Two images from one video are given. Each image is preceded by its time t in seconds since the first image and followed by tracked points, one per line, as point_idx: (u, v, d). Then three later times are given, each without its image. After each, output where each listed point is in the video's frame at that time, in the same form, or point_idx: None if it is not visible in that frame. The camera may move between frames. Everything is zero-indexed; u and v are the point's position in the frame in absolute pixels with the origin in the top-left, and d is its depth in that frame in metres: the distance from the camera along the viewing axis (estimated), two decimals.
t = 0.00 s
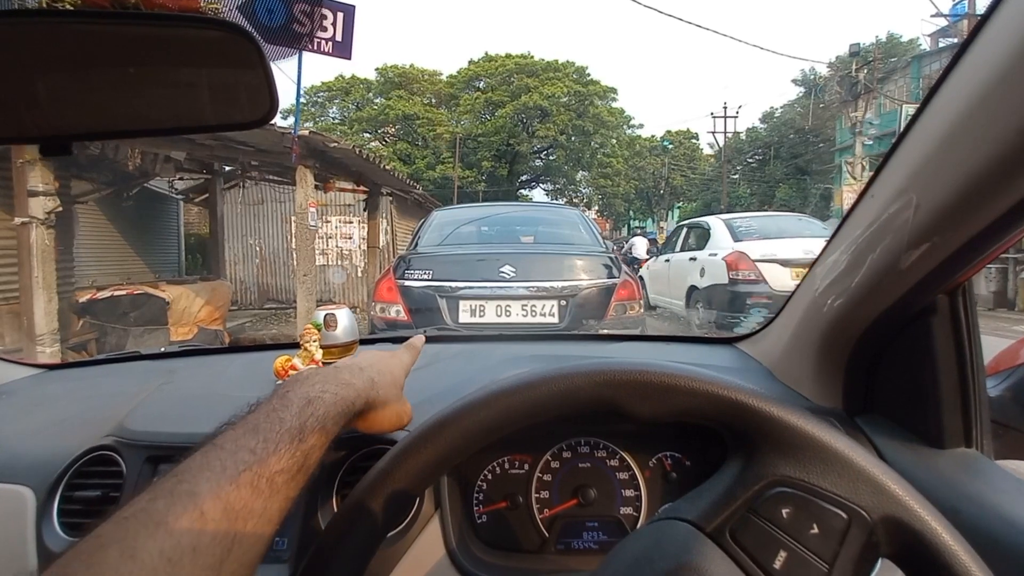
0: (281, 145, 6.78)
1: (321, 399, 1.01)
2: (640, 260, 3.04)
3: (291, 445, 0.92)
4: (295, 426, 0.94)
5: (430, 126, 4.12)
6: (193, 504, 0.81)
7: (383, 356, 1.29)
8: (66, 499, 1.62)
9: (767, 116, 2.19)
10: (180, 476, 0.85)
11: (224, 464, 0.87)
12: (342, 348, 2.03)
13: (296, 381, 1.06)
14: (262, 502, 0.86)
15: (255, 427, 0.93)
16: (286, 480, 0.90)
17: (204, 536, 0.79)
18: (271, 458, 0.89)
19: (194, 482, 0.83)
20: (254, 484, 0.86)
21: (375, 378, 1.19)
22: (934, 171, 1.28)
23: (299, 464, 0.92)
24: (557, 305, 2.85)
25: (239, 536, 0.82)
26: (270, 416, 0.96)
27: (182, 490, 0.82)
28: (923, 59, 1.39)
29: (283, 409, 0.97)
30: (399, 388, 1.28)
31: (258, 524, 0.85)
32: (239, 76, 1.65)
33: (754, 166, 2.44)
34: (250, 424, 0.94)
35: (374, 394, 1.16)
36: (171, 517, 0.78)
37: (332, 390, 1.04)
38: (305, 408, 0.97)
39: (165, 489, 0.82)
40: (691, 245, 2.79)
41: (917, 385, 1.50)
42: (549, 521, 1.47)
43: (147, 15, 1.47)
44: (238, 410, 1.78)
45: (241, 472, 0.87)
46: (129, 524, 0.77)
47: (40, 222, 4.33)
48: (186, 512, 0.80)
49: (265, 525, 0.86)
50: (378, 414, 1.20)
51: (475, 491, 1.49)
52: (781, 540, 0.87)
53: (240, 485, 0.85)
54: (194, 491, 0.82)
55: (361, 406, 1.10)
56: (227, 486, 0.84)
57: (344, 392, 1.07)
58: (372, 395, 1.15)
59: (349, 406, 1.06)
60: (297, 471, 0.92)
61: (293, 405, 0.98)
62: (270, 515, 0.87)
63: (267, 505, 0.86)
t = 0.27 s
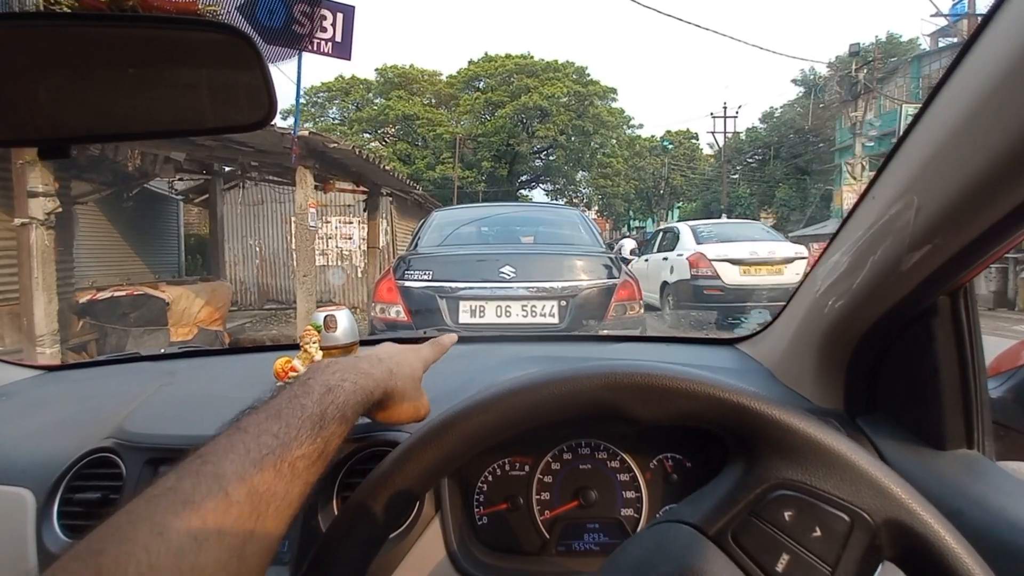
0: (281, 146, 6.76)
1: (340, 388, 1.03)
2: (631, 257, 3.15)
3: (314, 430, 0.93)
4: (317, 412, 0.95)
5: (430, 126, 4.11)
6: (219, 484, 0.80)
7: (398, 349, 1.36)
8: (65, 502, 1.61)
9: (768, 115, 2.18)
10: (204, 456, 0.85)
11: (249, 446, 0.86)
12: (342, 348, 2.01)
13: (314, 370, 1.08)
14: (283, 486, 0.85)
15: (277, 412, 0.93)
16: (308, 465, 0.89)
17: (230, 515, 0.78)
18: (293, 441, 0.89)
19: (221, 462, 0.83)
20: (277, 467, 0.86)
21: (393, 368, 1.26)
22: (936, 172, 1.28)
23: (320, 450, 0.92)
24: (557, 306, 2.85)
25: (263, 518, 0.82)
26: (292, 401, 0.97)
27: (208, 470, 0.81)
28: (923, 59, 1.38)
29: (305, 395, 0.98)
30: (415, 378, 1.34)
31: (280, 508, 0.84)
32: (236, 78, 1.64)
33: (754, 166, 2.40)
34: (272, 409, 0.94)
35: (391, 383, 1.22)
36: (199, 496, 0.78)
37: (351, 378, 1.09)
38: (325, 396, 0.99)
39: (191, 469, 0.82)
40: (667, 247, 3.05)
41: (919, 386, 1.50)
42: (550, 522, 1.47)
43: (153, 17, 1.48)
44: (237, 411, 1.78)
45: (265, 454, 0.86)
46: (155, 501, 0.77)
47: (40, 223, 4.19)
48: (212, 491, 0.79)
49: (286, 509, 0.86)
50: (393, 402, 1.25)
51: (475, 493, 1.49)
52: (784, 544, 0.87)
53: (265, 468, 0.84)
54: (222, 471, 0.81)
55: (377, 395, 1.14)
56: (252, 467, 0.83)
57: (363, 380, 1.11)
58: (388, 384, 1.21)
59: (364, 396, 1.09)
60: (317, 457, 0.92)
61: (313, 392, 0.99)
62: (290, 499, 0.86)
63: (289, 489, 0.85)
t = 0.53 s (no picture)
0: (280, 146, 6.75)
1: (395, 377, 1.12)
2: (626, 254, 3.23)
3: (367, 417, 1.01)
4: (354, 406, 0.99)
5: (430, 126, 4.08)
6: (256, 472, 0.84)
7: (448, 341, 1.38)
8: (71, 499, 1.62)
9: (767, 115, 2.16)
10: (270, 435, 0.94)
11: (308, 429, 0.95)
12: (344, 347, 2.01)
13: (372, 356, 1.17)
14: (337, 469, 0.94)
15: (336, 397, 1.02)
16: (361, 452, 0.98)
17: (289, 496, 0.88)
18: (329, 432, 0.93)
19: (285, 444, 0.92)
20: (334, 451, 0.94)
21: (444, 361, 1.29)
22: (935, 171, 1.29)
23: (372, 438, 1.01)
24: (557, 306, 2.86)
25: (317, 500, 0.91)
26: (350, 387, 1.06)
27: (273, 450, 0.91)
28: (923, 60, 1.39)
29: (361, 382, 1.07)
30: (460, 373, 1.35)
31: (322, 498, 0.92)
32: (243, 79, 1.64)
33: (754, 166, 2.39)
34: (332, 393, 1.03)
35: (440, 377, 1.26)
36: (265, 476, 0.88)
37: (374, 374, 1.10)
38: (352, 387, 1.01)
39: (260, 446, 0.92)
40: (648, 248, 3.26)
41: (918, 385, 1.51)
42: (551, 521, 1.48)
43: (171, 19, 1.48)
44: (241, 411, 1.78)
45: (324, 439, 0.95)
46: (228, 476, 0.87)
47: (39, 223, 4.37)
48: (276, 474, 0.89)
49: (324, 500, 0.92)
50: (439, 395, 1.28)
51: (477, 491, 1.50)
52: (782, 540, 0.87)
53: (323, 452, 0.93)
54: (284, 453, 0.90)
55: (428, 386, 1.21)
56: (312, 451, 0.92)
57: (416, 371, 1.18)
58: (438, 377, 1.25)
59: (416, 386, 1.16)
60: (369, 444, 1.01)
61: (370, 380, 1.08)
62: (342, 483, 0.95)
63: (341, 474, 0.94)
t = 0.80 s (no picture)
0: (279, 146, 6.73)
1: (370, 370, 1.03)
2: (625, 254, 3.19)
3: (343, 411, 0.93)
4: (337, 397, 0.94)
5: (429, 126, 4.15)
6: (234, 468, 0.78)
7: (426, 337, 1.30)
8: (67, 500, 1.62)
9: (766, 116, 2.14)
10: (241, 428, 0.84)
11: (283, 422, 0.86)
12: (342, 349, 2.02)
13: (344, 349, 1.09)
14: (315, 464, 0.85)
15: (310, 390, 0.93)
16: (337, 445, 0.89)
17: (265, 489, 0.79)
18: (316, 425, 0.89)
19: (258, 437, 0.82)
20: (310, 445, 0.86)
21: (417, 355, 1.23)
22: (931, 171, 1.29)
23: (347, 432, 0.93)
24: (555, 306, 2.86)
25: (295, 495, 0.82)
26: (324, 380, 0.97)
27: (246, 443, 0.81)
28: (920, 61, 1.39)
29: (334, 375, 0.99)
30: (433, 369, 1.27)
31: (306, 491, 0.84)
32: (238, 78, 1.64)
33: (752, 167, 2.46)
34: (305, 386, 0.94)
35: (413, 371, 1.18)
36: (238, 469, 0.78)
37: (359, 364, 1.05)
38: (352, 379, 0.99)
39: (231, 440, 0.82)
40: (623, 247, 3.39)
41: (913, 386, 1.51)
42: (548, 520, 1.48)
43: (165, 19, 1.48)
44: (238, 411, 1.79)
45: (300, 432, 0.86)
46: (198, 469, 0.77)
47: (38, 223, 4.16)
48: (249, 466, 0.79)
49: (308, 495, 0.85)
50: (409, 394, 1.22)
51: (474, 491, 1.50)
52: (775, 540, 0.88)
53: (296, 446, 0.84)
54: (259, 445, 0.81)
55: (402, 379, 1.14)
56: (288, 444, 0.83)
57: (389, 364, 1.10)
58: (412, 371, 1.18)
59: (391, 379, 1.09)
60: (344, 438, 0.92)
61: (343, 372, 1.00)
62: (319, 478, 0.86)
63: (320, 467, 0.85)
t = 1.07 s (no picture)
0: (279, 146, 6.73)
1: (332, 361, 1.03)
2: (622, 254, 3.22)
3: (306, 401, 0.92)
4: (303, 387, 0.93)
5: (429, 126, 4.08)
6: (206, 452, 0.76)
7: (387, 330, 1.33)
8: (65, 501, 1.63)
9: (766, 116, 2.16)
10: (198, 421, 0.81)
11: (243, 413, 0.84)
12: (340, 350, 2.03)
13: (306, 343, 1.08)
14: (278, 453, 0.83)
15: (271, 382, 0.92)
16: (300, 433, 0.88)
17: (226, 479, 0.76)
18: (287, 410, 0.88)
19: (217, 427, 0.80)
20: (272, 435, 0.84)
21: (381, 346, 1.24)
22: (927, 172, 1.29)
23: (311, 421, 0.91)
24: (554, 306, 2.86)
25: (258, 484, 0.80)
26: (285, 371, 0.96)
27: (205, 435, 0.78)
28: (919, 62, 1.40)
29: (296, 367, 0.98)
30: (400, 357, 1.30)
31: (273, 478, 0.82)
32: (237, 79, 1.65)
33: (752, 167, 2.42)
34: (265, 379, 0.92)
35: (379, 362, 1.20)
36: (196, 459, 0.75)
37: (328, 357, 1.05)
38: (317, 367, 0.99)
39: (186, 432, 0.78)
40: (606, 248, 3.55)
41: (910, 386, 1.52)
42: (545, 520, 1.48)
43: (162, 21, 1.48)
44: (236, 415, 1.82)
45: (260, 422, 0.84)
46: (152, 462, 0.73)
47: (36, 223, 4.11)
48: (208, 455, 0.76)
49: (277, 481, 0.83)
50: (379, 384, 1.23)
51: (472, 491, 1.51)
52: (770, 539, 0.88)
53: (258, 435, 0.82)
54: (217, 435, 0.78)
55: (367, 370, 1.14)
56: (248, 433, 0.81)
57: (353, 355, 1.11)
58: (378, 362, 1.19)
59: (355, 371, 1.08)
60: (308, 427, 0.91)
61: (306, 364, 0.99)
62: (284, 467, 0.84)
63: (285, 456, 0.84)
